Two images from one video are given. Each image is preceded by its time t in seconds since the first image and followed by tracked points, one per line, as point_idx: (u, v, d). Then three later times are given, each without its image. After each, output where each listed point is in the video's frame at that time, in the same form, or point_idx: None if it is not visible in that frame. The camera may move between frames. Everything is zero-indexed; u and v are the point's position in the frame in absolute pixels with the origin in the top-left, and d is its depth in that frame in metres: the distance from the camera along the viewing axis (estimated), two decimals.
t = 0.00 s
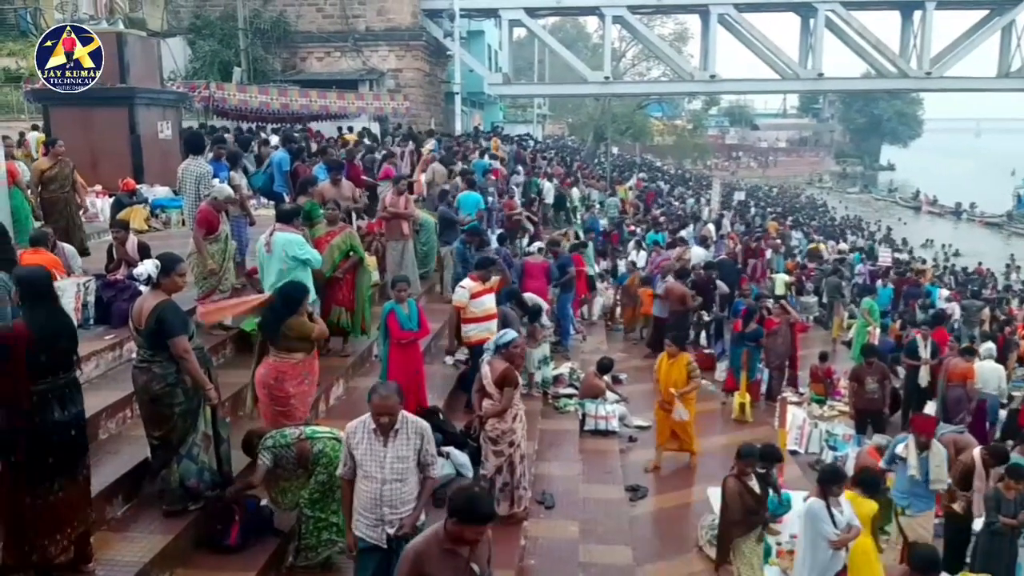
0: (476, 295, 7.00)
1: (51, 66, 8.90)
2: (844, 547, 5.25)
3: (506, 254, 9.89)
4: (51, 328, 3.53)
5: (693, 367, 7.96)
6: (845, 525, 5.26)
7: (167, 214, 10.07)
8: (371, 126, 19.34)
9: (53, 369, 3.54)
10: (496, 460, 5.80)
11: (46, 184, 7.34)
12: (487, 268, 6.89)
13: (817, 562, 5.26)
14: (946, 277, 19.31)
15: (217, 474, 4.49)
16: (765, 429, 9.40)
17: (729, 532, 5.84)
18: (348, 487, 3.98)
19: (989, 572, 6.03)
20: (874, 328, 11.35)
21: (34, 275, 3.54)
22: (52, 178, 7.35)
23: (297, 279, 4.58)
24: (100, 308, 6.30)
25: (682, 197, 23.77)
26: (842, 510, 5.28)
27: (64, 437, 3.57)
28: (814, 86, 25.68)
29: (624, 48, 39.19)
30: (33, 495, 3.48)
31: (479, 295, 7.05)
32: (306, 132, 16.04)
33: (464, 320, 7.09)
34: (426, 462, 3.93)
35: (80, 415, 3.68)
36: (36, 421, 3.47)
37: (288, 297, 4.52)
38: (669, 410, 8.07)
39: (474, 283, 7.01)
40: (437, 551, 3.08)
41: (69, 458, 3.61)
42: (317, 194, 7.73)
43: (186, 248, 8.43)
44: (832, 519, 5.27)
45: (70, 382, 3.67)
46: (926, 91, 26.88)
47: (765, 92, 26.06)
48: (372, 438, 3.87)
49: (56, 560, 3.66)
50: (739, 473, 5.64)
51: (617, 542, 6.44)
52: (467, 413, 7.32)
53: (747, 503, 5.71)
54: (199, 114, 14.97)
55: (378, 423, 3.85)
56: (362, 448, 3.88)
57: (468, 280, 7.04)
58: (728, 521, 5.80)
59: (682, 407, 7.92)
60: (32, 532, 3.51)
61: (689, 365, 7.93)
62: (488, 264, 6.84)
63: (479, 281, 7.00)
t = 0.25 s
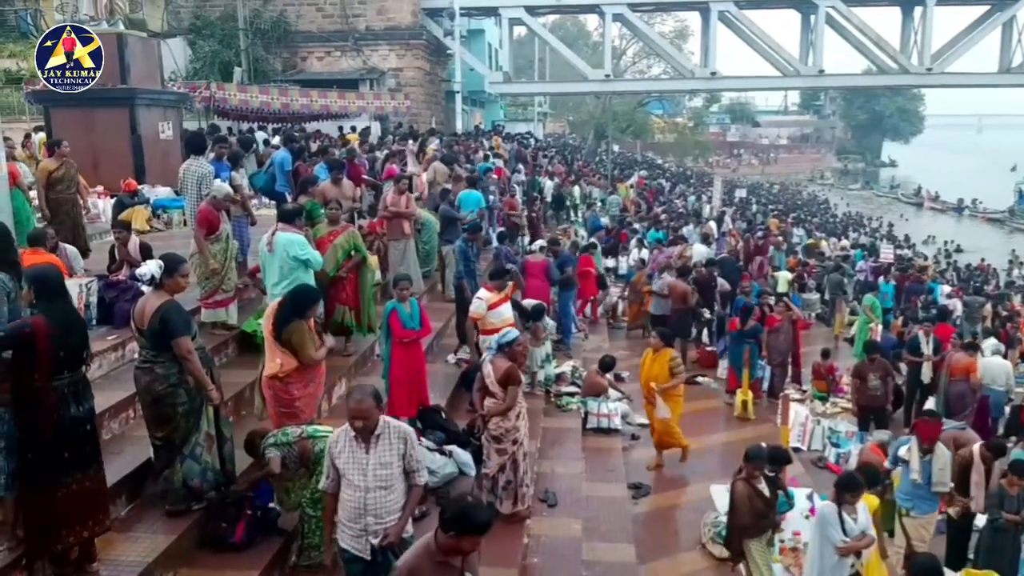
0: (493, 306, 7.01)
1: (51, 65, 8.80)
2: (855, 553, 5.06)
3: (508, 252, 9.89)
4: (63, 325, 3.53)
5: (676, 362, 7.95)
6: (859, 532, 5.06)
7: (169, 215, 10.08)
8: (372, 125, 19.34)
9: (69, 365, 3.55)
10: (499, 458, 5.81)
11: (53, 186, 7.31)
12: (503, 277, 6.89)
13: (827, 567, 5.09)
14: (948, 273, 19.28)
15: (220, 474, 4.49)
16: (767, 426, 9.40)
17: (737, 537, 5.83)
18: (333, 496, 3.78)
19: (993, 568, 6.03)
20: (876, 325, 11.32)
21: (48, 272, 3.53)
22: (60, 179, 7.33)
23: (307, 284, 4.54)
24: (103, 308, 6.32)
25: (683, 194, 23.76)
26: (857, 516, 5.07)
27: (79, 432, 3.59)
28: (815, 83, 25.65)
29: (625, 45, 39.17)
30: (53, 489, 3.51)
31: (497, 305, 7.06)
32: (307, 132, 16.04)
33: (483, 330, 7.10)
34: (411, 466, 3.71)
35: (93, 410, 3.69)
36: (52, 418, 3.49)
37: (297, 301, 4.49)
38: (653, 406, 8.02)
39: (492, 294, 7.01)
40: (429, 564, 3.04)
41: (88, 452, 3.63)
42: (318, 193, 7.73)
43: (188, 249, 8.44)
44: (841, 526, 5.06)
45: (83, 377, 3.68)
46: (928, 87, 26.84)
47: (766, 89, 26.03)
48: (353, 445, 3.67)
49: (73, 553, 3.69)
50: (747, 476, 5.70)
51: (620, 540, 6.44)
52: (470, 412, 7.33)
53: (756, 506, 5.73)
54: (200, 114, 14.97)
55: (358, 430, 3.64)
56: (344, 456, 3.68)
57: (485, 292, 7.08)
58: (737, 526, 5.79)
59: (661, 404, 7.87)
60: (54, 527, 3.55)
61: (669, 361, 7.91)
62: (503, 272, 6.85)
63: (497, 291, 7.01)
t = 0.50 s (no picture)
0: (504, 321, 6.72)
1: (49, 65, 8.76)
2: (858, 560, 4.88)
3: (504, 252, 9.89)
4: (60, 325, 3.52)
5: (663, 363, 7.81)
6: (863, 538, 4.89)
7: (165, 213, 10.07)
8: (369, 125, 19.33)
9: (64, 365, 3.54)
10: (495, 458, 5.80)
11: (54, 185, 7.29)
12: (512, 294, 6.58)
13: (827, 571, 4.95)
14: (943, 273, 19.32)
15: (215, 474, 4.49)
16: (763, 426, 9.41)
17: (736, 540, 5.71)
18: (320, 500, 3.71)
19: (988, 568, 6.05)
20: (872, 325, 11.33)
21: (46, 271, 3.52)
22: (60, 178, 7.32)
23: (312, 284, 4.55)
24: (98, 307, 6.30)
25: (680, 194, 23.78)
26: (862, 521, 4.91)
27: (72, 432, 3.57)
28: (812, 83, 25.68)
29: (622, 45, 39.19)
30: (49, 488, 3.52)
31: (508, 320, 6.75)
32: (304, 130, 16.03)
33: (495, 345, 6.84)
34: (399, 469, 3.62)
35: (88, 409, 3.68)
36: (47, 418, 3.48)
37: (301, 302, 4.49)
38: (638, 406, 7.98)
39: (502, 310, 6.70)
40: (429, 570, 3.00)
41: (83, 451, 3.63)
42: (315, 192, 7.72)
43: (184, 248, 8.43)
44: (844, 532, 4.90)
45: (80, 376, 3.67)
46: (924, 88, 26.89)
47: (763, 90, 26.05)
48: (340, 450, 3.58)
49: (70, 551, 3.67)
50: (748, 479, 5.51)
51: (616, 540, 6.45)
52: (465, 411, 7.33)
53: (756, 509, 5.56)
54: (196, 112, 14.95)
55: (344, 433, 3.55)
56: (330, 461, 3.59)
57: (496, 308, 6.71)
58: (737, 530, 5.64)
59: (645, 405, 7.87)
60: (47, 525, 3.55)
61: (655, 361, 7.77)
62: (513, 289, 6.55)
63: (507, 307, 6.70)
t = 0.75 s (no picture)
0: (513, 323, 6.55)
1: (50, 65, 8.79)
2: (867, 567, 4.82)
3: (502, 251, 9.90)
4: (56, 325, 3.51)
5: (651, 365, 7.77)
6: (874, 544, 4.85)
7: (162, 212, 10.05)
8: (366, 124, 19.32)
9: (59, 365, 3.53)
10: (493, 457, 5.80)
11: (54, 183, 7.29)
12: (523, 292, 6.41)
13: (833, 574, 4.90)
14: (940, 273, 19.35)
15: (212, 473, 4.48)
16: (759, 425, 9.43)
17: (734, 542, 5.50)
18: (311, 505, 3.66)
19: (985, 567, 6.07)
20: (869, 324, 11.35)
21: (42, 270, 3.51)
22: (61, 175, 7.31)
23: (315, 283, 4.52)
24: (94, 306, 6.29)
25: (677, 194, 23.78)
26: (872, 529, 4.87)
27: (67, 432, 3.56)
28: (809, 83, 25.72)
29: (619, 45, 39.21)
30: (45, 488, 3.51)
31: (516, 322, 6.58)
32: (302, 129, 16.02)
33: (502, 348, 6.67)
34: (394, 473, 3.62)
35: (83, 408, 3.67)
36: (42, 417, 3.47)
37: (303, 301, 4.47)
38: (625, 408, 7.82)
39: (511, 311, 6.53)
40: (434, 569, 3.01)
41: (78, 449, 3.62)
42: (312, 191, 7.71)
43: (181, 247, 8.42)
44: (854, 536, 4.84)
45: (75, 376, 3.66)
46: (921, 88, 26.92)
47: (760, 90, 26.08)
48: (335, 454, 3.53)
49: (67, 550, 3.66)
50: (747, 481, 5.37)
51: (612, 539, 6.46)
52: (462, 410, 7.33)
53: (756, 512, 5.40)
54: (193, 111, 14.93)
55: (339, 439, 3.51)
56: (324, 466, 3.55)
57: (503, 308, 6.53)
58: (737, 532, 5.44)
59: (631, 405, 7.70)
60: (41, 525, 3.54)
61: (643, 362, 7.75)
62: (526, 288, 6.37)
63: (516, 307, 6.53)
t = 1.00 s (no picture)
0: (519, 325, 6.51)
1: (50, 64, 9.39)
2: (877, 566, 4.82)
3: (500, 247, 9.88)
4: (50, 321, 3.50)
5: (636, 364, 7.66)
6: (886, 544, 4.83)
7: (159, 208, 10.03)
8: (363, 118, 19.27)
9: (52, 362, 3.52)
10: (491, 452, 5.80)
11: (52, 178, 7.23)
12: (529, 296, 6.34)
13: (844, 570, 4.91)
14: (938, 268, 19.36)
15: (210, 469, 4.47)
16: (757, 420, 9.43)
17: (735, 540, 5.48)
18: (308, 506, 3.63)
19: (983, 561, 6.10)
20: (866, 319, 11.37)
21: (35, 267, 3.50)
22: (59, 170, 7.26)
23: (317, 276, 4.53)
24: (92, 302, 6.27)
25: (675, 189, 23.77)
26: (885, 529, 4.85)
27: (62, 428, 3.55)
28: (807, 78, 25.69)
29: (617, 40, 39.14)
30: (40, 486, 3.50)
31: (523, 325, 6.55)
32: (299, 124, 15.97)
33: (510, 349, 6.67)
34: (394, 477, 3.60)
35: (77, 405, 3.65)
36: (36, 414, 3.46)
37: (307, 292, 4.47)
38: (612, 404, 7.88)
39: (518, 314, 6.49)
40: (440, 567, 2.99)
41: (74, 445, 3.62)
42: (309, 187, 7.70)
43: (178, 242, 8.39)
44: (864, 535, 4.84)
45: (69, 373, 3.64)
46: (919, 83, 26.91)
47: (758, 85, 26.06)
48: (335, 455, 3.52)
49: (66, 547, 3.65)
50: (747, 478, 5.33)
51: (610, 534, 6.47)
52: (460, 406, 7.32)
53: (758, 509, 5.37)
54: (190, 106, 14.89)
55: (340, 439, 3.49)
56: (324, 467, 3.52)
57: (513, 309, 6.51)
58: (738, 530, 5.41)
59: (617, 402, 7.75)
60: (37, 523, 3.53)
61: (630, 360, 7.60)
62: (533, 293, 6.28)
63: (523, 310, 6.48)
